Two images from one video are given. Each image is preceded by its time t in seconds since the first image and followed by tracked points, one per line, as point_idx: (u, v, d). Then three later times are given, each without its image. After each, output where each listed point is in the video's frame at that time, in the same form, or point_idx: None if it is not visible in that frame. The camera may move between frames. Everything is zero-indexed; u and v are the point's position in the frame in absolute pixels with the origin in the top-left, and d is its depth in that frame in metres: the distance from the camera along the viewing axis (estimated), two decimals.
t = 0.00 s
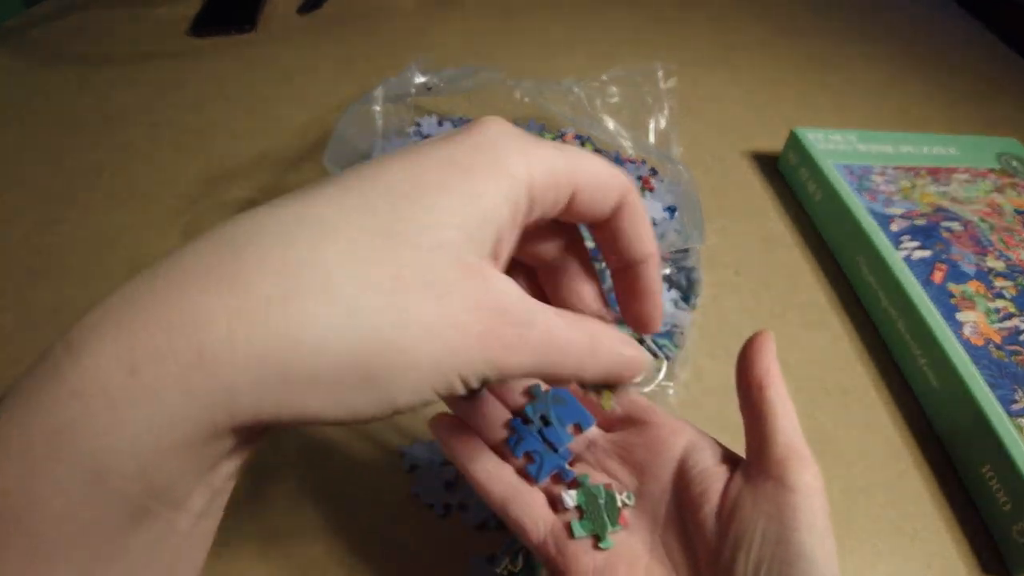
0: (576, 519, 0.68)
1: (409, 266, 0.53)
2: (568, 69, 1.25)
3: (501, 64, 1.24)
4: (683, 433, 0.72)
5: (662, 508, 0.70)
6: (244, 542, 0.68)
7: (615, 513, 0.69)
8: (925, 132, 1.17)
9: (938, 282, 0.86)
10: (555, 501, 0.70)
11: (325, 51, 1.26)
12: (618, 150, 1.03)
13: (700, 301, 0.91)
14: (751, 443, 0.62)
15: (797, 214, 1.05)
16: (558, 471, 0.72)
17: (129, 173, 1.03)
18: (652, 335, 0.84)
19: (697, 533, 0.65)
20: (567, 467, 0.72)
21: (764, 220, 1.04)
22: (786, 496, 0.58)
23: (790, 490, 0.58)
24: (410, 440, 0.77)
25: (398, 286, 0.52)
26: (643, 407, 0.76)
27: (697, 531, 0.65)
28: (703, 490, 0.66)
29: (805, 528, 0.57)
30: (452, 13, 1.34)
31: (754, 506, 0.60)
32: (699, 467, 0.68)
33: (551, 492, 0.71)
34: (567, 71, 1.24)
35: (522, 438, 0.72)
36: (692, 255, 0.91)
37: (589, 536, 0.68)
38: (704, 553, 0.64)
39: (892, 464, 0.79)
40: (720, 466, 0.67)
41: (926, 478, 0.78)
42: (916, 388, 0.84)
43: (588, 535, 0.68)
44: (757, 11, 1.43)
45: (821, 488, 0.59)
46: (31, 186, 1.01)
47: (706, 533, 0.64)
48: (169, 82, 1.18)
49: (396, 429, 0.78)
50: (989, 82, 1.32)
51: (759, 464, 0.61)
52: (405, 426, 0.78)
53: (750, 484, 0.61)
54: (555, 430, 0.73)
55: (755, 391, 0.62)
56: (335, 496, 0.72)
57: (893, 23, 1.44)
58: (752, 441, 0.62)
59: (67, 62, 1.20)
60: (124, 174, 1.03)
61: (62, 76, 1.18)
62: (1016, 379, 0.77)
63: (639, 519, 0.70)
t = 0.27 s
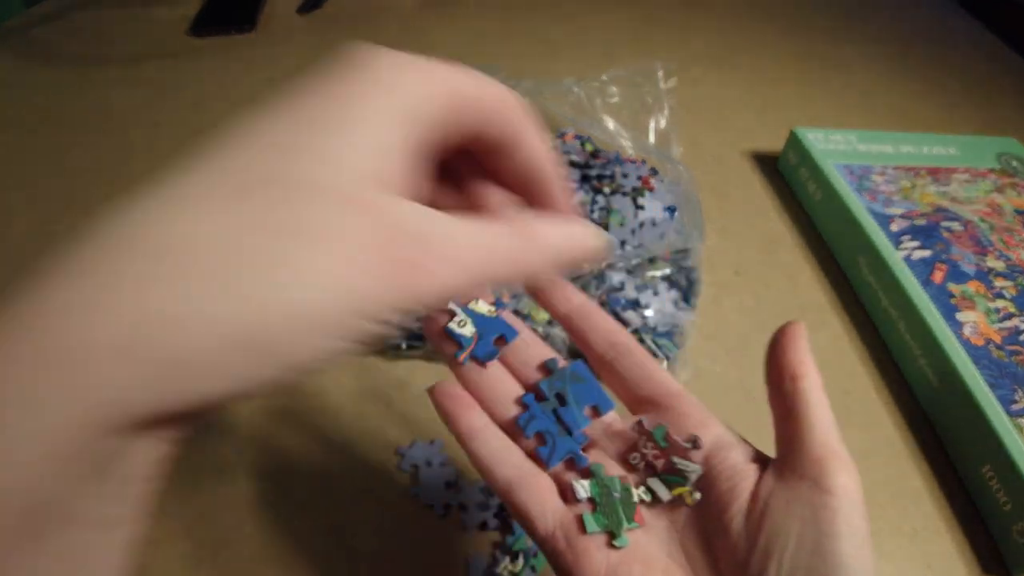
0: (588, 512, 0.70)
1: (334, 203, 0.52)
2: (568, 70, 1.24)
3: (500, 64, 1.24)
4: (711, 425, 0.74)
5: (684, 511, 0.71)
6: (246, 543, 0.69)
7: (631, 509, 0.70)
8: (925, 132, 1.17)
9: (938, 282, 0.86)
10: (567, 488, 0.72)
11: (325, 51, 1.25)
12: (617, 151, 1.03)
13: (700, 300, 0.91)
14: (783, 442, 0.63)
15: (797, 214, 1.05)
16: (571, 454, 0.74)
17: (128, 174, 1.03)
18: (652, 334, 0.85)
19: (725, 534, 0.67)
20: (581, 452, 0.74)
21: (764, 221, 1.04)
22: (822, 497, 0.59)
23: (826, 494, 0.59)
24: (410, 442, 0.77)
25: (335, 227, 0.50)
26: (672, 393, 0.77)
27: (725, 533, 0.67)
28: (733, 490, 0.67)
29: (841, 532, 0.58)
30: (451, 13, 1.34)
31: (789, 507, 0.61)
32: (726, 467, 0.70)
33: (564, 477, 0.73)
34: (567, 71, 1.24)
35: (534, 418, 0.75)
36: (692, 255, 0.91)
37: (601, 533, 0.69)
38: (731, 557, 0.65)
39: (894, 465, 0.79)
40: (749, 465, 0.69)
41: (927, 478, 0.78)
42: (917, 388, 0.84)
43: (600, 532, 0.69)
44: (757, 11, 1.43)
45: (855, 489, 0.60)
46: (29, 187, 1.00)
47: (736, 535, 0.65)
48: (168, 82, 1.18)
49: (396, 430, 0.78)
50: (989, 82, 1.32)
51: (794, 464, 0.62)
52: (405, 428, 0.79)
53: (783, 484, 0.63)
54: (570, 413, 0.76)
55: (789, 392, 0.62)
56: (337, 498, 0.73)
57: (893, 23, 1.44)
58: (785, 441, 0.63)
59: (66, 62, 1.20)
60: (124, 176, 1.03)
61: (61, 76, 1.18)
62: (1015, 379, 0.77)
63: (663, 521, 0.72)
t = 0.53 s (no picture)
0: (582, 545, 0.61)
1: None
2: (568, 70, 1.25)
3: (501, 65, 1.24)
4: (714, 435, 0.67)
5: (687, 535, 0.62)
6: (247, 541, 0.69)
7: (629, 536, 0.61)
8: (924, 133, 1.17)
9: (937, 282, 0.87)
10: (558, 511, 0.65)
11: (325, 52, 1.26)
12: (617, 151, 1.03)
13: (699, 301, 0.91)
14: (807, 462, 0.57)
15: (797, 214, 1.06)
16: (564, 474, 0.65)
17: (129, 174, 1.03)
18: (652, 335, 0.84)
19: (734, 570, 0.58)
20: (572, 468, 0.65)
21: (764, 221, 1.04)
22: (847, 527, 0.54)
23: (851, 522, 0.54)
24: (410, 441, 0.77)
25: None
26: (664, 404, 0.70)
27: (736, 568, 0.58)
28: (748, 514, 0.59)
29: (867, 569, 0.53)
30: (451, 13, 1.34)
31: (813, 536, 0.55)
32: (734, 482, 0.62)
33: (556, 500, 0.65)
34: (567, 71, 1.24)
35: (518, 436, 0.67)
36: (691, 256, 0.91)
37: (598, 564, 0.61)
38: None
39: (892, 464, 0.79)
40: (761, 478, 0.62)
41: (925, 477, 0.78)
42: (915, 388, 0.85)
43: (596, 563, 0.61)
44: (757, 11, 1.43)
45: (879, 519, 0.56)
46: (31, 187, 1.01)
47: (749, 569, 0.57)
48: (169, 82, 1.18)
49: (397, 429, 0.78)
50: (988, 83, 1.32)
51: (818, 488, 0.56)
52: (405, 427, 0.79)
53: (805, 509, 0.56)
54: (555, 424, 0.67)
55: (818, 406, 0.57)
56: (337, 497, 0.73)
57: (892, 24, 1.44)
58: (811, 461, 0.57)
59: (66, 62, 1.20)
60: (124, 175, 1.03)
61: (62, 76, 1.18)
62: (1015, 379, 0.78)
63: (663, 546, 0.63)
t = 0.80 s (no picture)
0: (614, 544, 0.59)
1: None
2: (568, 70, 1.25)
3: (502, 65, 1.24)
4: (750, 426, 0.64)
5: (722, 535, 0.60)
6: (245, 542, 0.69)
7: (661, 533, 0.59)
8: (924, 132, 1.17)
9: (937, 282, 0.86)
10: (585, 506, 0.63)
11: (325, 51, 1.26)
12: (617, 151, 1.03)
13: (698, 301, 0.91)
14: (845, 456, 0.55)
15: (797, 214, 1.06)
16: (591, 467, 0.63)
17: (129, 174, 1.03)
18: (652, 334, 0.84)
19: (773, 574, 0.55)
20: (599, 459, 0.63)
21: (764, 221, 1.04)
22: (892, 527, 0.51)
23: (896, 521, 0.51)
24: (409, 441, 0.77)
25: None
26: (691, 395, 0.67)
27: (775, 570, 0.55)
28: (784, 511, 0.56)
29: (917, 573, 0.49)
30: (452, 13, 1.34)
31: (853, 535, 0.52)
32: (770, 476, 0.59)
33: (583, 494, 0.63)
34: (568, 71, 1.24)
35: (540, 427, 0.64)
36: (691, 256, 0.92)
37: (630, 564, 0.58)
38: None
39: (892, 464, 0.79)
40: (798, 475, 0.58)
41: (925, 478, 0.78)
42: (915, 388, 0.84)
43: (628, 563, 0.58)
44: (758, 11, 1.43)
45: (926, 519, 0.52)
46: (30, 187, 1.01)
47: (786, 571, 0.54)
48: (169, 82, 1.18)
49: (396, 430, 0.78)
50: (988, 82, 1.32)
51: (857, 483, 0.53)
52: (405, 427, 0.79)
53: (844, 505, 0.53)
54: (579, 414, 0.65)
55: (853, 397, 0.54)
56: (336, 498, 0.73)
57: (893, 23, 1.44)
58: (850, 455, 0.54)
59: (66, 62, 1.20)
60: (123, 175, 1.03)
61: (62, 76, 1.18)
62: (1015, 379, 0.77)
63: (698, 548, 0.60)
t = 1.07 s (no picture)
0: (586, 484, 0.60)
1: None
2: (568, 70, 1.25)
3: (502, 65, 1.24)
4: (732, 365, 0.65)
5: (701, 475, 0.62)
6: (245, 542, 0.70)
7: (637, 474, 0.61)
8: (924, 132, 1.17)
9: (937, 282, 0.87)
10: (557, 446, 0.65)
11: (325, 52, 1.26)
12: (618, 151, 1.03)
13: (698, 301, 0.91)
14: (830, 394, 0.57)
15: (797, 214, 1.06)
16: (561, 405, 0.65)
17: (129, 174, 1.03)
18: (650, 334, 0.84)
19: (758, 511, 0.57)
20: (571, 400, 0.65)
21: (764, 221, 1.04)
22: (878, 459, 0.53)
23: (882, 454, 0.53)
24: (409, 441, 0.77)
25: None
26: (669, 333, 0.69)
27: (758, 508, 0.57)
28: (771, 450, 0.58)
29: (901, 502, 0.52)
30: (452, 14, 1.34)
31: (840, 470, 0.54)
32: (755, 417, 0.60)
33: (556, 435, 0.65)
34: (568, 71, 1.24)
35: (509, 366, 0.66)
36: (691, 256, 0.92)
37: (603, 504, 0.59)
38: (763, 535, 0.56)
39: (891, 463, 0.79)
40: (781, 414, 0.60)
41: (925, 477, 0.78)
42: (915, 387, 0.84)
43: (603, 503, 0.59)
44: (758, 11, 1.43)
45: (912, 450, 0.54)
46: (31, 187, 1.01)
47: (771, 509, 0.56)
48: (169, 83, 1.18)
49: (396, 429, 0.78)
50: (988, 82, 1.32)
51: (841, 420, 0.56)
52: (405, 426, 0.79)
53: (829, 442, 0.55)
54: (550, 353, 0.67)
55: (839, 335, 0.56)
56: (336, 498, 0.73)
57: (894, 24, 1.44)
58: (836, 392, 0.57)
59: (67, 62, 1.20)
60: (123, 175, 1.03)
61: (63, 76, 1.18)
62: (1015, 379, 0.78)
63: (681, 488, 0.62)
